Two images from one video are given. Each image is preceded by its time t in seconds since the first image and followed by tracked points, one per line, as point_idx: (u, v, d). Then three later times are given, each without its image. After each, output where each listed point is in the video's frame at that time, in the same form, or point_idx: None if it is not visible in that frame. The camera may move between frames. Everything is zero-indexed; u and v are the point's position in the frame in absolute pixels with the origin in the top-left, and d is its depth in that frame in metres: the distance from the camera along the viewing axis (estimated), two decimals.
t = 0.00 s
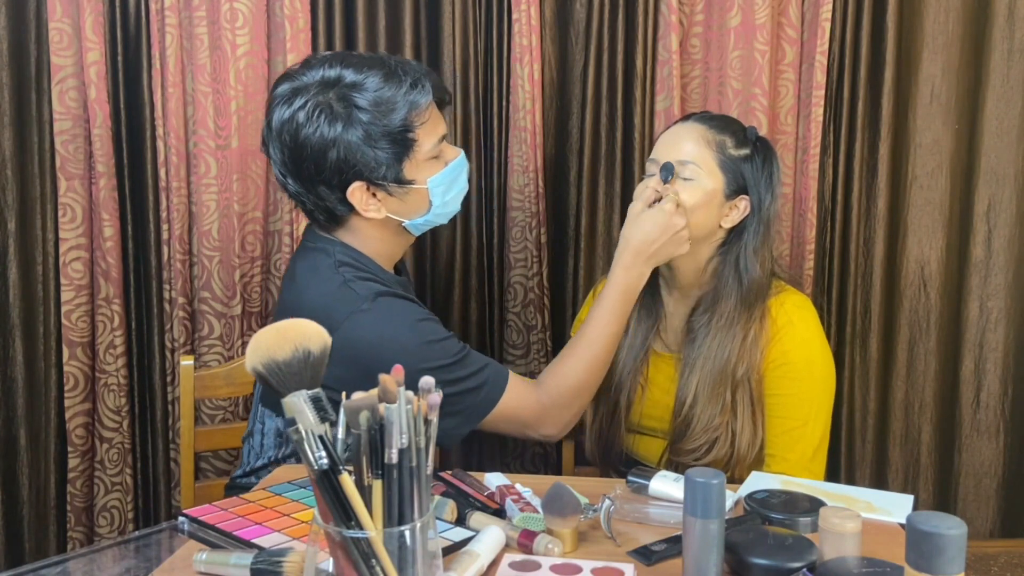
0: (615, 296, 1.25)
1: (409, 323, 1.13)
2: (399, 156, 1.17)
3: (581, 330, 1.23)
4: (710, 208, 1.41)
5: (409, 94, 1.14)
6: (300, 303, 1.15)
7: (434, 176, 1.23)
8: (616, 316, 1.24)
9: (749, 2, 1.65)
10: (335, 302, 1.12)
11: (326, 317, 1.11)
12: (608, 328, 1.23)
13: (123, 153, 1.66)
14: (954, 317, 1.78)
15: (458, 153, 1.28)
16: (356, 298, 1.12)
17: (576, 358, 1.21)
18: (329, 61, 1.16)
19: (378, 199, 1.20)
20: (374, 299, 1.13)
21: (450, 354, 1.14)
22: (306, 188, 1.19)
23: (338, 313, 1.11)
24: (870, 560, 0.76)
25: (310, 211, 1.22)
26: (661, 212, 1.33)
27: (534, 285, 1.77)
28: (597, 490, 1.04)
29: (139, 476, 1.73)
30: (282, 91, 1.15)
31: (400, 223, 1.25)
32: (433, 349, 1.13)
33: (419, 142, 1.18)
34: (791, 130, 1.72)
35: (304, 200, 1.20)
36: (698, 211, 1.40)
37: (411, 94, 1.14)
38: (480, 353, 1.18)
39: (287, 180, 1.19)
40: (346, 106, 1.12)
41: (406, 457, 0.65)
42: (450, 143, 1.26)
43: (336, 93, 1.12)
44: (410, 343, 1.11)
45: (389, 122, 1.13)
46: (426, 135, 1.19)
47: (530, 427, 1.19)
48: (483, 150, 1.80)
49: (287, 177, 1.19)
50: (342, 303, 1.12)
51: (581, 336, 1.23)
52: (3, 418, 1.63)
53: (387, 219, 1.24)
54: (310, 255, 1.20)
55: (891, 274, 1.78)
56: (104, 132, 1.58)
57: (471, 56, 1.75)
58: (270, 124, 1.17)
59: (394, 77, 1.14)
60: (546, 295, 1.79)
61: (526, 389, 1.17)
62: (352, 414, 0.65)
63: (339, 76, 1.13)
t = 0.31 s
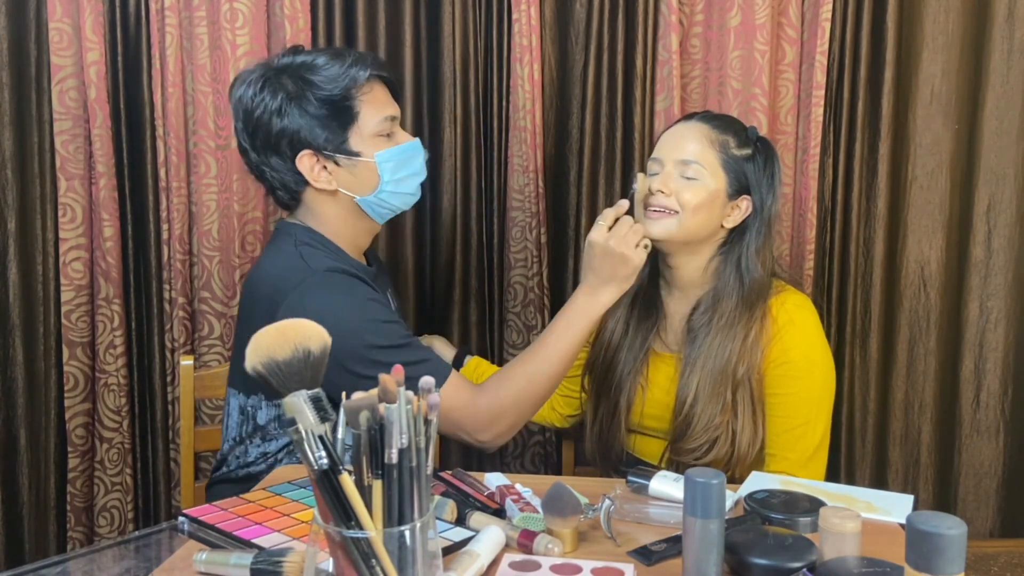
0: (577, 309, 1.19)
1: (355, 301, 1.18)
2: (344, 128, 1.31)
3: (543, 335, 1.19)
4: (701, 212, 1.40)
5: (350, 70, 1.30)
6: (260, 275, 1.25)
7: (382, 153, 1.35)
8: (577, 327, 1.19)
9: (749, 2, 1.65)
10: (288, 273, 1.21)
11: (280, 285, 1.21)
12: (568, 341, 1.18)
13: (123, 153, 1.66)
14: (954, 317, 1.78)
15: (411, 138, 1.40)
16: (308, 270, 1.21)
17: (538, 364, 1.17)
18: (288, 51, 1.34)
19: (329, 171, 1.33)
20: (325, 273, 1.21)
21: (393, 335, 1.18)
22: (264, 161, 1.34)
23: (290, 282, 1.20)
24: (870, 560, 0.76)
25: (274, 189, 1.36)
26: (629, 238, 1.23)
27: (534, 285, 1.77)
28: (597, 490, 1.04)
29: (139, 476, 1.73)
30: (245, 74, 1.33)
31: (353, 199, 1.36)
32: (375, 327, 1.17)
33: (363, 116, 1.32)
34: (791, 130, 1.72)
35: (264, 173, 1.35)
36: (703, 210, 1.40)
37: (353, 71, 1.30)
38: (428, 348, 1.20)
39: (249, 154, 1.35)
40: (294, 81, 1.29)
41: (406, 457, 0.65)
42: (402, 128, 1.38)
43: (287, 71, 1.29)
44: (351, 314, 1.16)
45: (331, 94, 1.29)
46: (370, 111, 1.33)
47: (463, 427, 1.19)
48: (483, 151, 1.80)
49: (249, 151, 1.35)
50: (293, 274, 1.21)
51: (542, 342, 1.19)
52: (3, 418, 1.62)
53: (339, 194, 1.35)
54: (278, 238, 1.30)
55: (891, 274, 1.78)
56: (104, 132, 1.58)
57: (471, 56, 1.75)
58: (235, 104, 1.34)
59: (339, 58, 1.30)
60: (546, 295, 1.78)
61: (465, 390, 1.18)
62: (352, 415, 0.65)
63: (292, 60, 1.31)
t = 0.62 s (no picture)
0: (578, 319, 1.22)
1: (356, 296, 1.18)
2: (337, 127, 1.32)
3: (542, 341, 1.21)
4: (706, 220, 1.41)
5: (344, 71, 1.31)
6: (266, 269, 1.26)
7: (375, 151, 1.34)
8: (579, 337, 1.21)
9: (749, 2, 1.65)
10: (290, 268, 1.22)
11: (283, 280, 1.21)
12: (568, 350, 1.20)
13: (123, 153, 1.66)
14: (954, 317, 1.78)
15: (409, 140, 1.40)
16: (311, 265, 1.21)
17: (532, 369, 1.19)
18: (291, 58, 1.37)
19: (323, 169, 1.33)
20: (326, 268, 1.21)
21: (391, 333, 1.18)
22: (262, 161, 1.35)
23: (293, 277, 1.21)
24: (870, 560, 0.76)
25: (275, 188, 1.37)
26: (643, 264, 1.24)
27: (534, 285, 1.77)
28: (597, 490, 1.04)
29: (139, 476, 1.73)
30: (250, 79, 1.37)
31: (348, 198, 1.36)
32: (375, 322, 1.17)
33: (355, 116, 1.33)
34: (791, 130, 1.72)
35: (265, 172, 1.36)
36: (697, 212, 1.39)
37: (346, 71, 1.31)
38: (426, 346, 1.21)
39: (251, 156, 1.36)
40: (291, 82, 1.31)
41: (406, 457, 0.65)
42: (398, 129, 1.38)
43: (285, 75, 1.32)
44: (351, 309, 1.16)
45: (325, 93, 1.30)
46: (362, 111, 1.33)
47: (454, 424, 1.19)
48: (483, 151, 1.80)
49: (251, 153, 1.36)
50: (296, 268, 1.21)
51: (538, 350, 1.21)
52: (3, 418, 1.62)
53: (333, 191, 1.35)
54: (281, 234, 1.30)
55: (891, 274, 1.78)
56: (104, 132, 1.58)
57: (471, 56, 1.75)
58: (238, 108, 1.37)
59: (336, 60, 1.33)
60: (546, 295, 1.78)
61: (460, 389, 1.19)
62: (352, 415, 0.65)
63: (292, 65, 1.33)
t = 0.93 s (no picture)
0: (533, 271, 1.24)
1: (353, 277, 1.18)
2: (358, 127, 1.35)
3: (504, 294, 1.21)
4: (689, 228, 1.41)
5: (376, 82, 1.37)
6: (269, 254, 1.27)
7: (392, 153, 1.37)
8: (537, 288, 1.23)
9: (749, 2, 1.65)
10: (298, 240, 1.24)
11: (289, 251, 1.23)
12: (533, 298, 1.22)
13: (123, 153, 1.66)
14: (954, 317, 1.78)
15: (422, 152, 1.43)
16: (317, 240, 1.23)
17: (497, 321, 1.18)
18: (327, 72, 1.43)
19: (340, 164, 1.35)
20: (331, 246, 1.22)
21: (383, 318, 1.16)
22: (285, 156, 1.37)
23: (298, 249, 1.22)
24: (870, 560, 0.76)
25: (294, 182, 1.38)
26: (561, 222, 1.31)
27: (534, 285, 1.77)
28: (597, 490, 1.04)
29: (139, 476, 1.73)
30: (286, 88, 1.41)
31: (360, 194, 1.37)
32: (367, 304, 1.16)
33: (377, 120, 1.36)
34: (791, 130, 1.72)
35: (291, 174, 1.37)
36: (697, 213, 1.40)
37: (377, 82, 1.37)
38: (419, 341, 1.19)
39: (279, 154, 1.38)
40: (326, 86, 1.36)
41: (406, 457, 0.65)
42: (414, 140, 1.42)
43: (320, 80, 1.37)
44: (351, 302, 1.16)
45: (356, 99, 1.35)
46: (385, 117, 1.37)
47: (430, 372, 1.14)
48: (483, 151, 1.80)
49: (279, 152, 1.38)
50: (303, 241, 1.23)
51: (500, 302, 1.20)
52: (3, 418, 1.63)
53: (347, 185, 1.36)
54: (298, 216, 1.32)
55: (891, 274, 1.78)
56: (104, 132, 1.58)
57: (471, 55, 1.75)
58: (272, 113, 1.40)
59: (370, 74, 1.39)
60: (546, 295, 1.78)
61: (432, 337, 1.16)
62: (352, 415, 0.65)
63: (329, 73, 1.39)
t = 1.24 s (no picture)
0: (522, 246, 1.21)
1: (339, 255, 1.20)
2: (360, 132, 1.36)
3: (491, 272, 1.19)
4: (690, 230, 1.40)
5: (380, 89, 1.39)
6: (279, 252, 1.26)
7: (394, 155, 1.37)
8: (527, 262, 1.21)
9: (749, 2, 1.65)
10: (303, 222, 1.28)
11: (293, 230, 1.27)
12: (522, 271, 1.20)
13: (123, 153, 1.66)
14: (954, 317, 1.78)
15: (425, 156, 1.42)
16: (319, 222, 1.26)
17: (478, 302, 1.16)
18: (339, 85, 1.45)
19: (343, 165, 1.36)
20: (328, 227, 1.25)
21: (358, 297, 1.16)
22: (298, 165, 1.39)
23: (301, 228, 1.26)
24: (870, 560, 0.76)
25: (307, 190, 1.41)
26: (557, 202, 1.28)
27: (534, 285, 1.77)
28: (597, 490, 1.04)
29: (139, 476, 1.73)
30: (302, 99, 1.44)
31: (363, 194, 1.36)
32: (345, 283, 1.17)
33: (380, 124, 1.37)
34: (791, 130, 1.72)
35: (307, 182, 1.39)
36: (700, 218, 1.40)
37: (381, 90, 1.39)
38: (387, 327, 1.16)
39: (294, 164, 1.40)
40: (335, 96, 1.38)
41: (406, 457, 0.66)
42: (418, 143, 1.42)
43: (332, 91, 1.40)
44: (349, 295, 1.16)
45: (361, 105, 1.37)
46: (387, 121, 1.37)
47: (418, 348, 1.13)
48: (484, 151, 1.80)
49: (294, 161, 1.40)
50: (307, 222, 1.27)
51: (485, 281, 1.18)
52: (3, 418, 1.63)
53: (350, 186, 1.37)
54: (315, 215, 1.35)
55: (891, 274, 1.78)
56: (104, 132, 1.58)
57: (471, 55, 1.75)
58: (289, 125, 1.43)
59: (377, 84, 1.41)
60: (545, 295, 1.78)
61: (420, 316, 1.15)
62: (351, 415, 0.65)
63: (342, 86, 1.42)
